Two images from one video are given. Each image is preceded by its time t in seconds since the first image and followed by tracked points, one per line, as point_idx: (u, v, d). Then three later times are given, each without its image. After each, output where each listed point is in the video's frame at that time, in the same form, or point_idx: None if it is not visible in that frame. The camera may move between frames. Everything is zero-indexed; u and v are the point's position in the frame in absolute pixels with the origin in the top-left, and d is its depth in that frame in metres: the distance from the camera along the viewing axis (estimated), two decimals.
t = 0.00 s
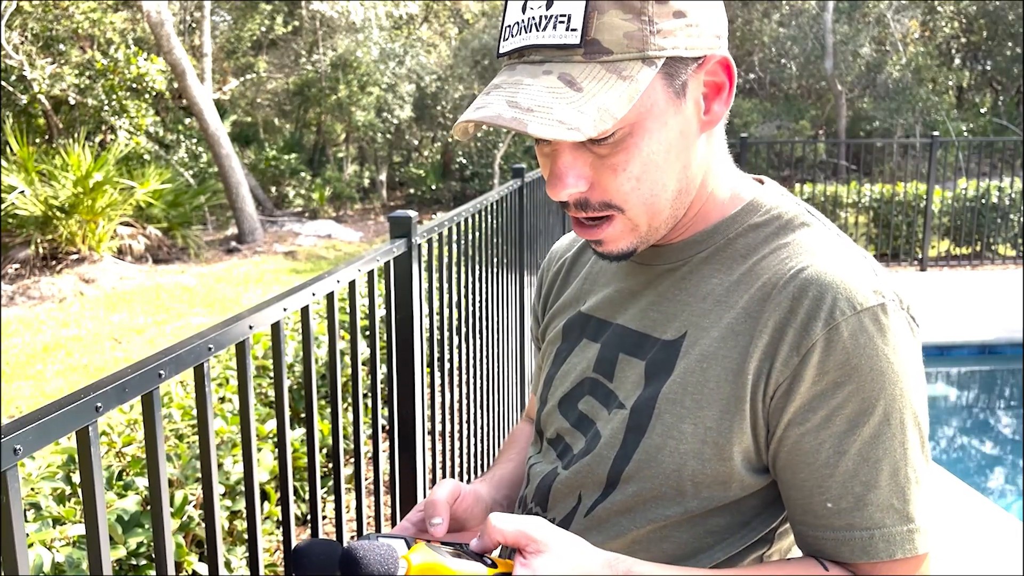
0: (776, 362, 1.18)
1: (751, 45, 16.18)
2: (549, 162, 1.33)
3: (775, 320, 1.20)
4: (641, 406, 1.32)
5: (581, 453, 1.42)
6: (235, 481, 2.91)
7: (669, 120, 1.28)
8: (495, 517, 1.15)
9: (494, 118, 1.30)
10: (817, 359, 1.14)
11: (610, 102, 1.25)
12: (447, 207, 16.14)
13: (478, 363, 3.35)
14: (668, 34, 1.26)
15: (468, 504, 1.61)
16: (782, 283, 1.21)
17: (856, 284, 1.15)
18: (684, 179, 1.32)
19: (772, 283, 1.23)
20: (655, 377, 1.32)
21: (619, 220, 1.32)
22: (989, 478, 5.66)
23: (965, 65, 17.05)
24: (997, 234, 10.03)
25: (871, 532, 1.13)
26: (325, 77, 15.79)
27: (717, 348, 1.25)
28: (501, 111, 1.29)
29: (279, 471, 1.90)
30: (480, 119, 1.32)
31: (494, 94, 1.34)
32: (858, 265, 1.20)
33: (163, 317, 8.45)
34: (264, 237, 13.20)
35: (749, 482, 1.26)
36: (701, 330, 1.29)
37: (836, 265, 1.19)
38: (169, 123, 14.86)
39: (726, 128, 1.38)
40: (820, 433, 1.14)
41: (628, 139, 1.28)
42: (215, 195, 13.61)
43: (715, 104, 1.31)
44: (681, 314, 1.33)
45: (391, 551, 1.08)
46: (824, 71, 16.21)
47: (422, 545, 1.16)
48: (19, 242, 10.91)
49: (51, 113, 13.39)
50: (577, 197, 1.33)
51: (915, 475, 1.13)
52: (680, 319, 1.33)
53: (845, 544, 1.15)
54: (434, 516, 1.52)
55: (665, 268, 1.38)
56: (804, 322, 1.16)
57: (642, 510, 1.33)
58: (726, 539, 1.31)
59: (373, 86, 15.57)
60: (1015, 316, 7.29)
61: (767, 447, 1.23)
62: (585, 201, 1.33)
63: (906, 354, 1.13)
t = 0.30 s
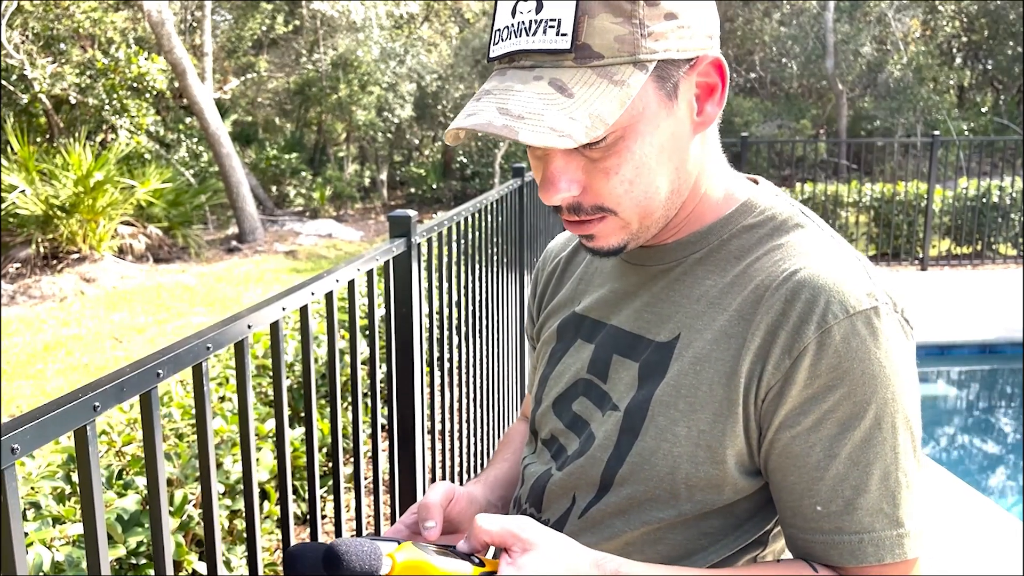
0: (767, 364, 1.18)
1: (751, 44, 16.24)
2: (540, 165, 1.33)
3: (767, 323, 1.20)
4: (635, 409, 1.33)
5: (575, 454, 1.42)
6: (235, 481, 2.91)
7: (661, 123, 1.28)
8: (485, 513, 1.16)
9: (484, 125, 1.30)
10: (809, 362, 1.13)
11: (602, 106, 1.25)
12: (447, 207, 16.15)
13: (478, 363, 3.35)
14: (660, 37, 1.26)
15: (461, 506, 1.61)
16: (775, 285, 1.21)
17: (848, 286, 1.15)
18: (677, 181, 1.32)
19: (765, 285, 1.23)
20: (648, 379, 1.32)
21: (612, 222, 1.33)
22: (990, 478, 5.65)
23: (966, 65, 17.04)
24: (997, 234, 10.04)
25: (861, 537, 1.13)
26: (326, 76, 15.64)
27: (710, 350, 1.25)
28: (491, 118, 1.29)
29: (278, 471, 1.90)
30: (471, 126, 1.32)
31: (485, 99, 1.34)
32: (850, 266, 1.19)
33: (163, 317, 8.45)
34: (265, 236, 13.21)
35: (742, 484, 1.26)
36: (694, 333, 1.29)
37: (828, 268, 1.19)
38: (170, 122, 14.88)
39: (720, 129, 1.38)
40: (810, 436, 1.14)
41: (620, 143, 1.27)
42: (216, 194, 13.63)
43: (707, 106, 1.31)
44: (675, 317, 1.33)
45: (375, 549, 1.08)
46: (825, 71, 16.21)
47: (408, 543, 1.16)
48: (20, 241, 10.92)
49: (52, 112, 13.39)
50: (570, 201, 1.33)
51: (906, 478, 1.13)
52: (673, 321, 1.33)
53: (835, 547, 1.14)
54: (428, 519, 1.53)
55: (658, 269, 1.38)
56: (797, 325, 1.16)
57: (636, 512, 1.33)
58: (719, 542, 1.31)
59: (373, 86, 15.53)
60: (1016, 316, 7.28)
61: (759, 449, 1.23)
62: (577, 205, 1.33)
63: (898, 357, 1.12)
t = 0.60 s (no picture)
0: (764, 366, 1.18)
1: (754, 43, 16.29)
2: (534, 166, 1.33)
3: (764, 324, 1.20)
4: (632, 410, 1.32)
5: (572, 454, 1.42)
6: (235, 480, 2.91)
7: (655, 124, 1.28)
8: (488, 510, 1.16)
9: (474, 128, 1.29)
10: (806, 364, 1.13)
11: (595, 108, 1.25)
12: (449, 205, 16.15)
13: (478, 363, 3.35)
14: (652, 38, 1.26)
15: (456, 503, 1.61)
16: (772, 287, 1.21)
17: (847, 287, 1.15)
18: (671, 181, 1.32)
19: (761, 286, 1.23)
20: (645, 380, 1.32)
21: (607, 223, 1.32)
22: (992, 477, 5.65)
23: (968, 63, 17.02)
24: (1000, 233, 10.04)
25: (858, 540, 1.12)
26: (327, 76, 15.77)
27: (708, 352, 1.25)
28: (481, 121, 1.28)
29: (278, 470, 1.89)
30: (461, 128, 1.32)
31: (475, 101, 1.34)
32: (847, 267, 1.19)
33: (164, 316, 8.46)
34: (266, 235, 13.22)
35: (739, 487, 1.26)
36: (692, 334, 1.29)
37: (825, 269, 1.19)
38: (171, 121, 14.89)
39: (715, 127, 1.38)
40: (808, 438, 1.14)
41: (613, 144, 1.27)
42: (217, 193, 13.66)
43: (701, 106, 1.31)
44: (672, 318, 1.33)
45: (368, 553, 1.08)
46: (827, 70, 16.20)
47: (403, 546, 1.15)
48: (22, 240, 10.94)
49: (54, 111, 13.40)
50: (564, 203, 1.32)
51: (905, 480, 1.12)
52: (670, 322, 1.33)
53: (831, 551, 1.14)
54: (421, 516, 1.52)
55: (655, 270, 1.38)
56: (794, 326, 1.16)
57: (632, 513, 1.33)
58: (716, 543, 1.31)
59: (374, 85, 15.55)
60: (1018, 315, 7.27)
61: (756, 452, 1.22)
62: (571, 207, 1.33)
63: (896, 360, 1.12)
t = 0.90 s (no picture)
0: (764, 365, 1.18)
1: (755, 41, 16.49)
2: (531, 164, 1.32)
3: (764, 323, 1.19)
4: (632, 410, 1.32)
5: (573, 454, 1.42)
6: (236, 480, 2.91)
7: (652, 122, 1.27)
8: (482, 513, 1.15)
9: (471, 126, 1.29)
10: (806, 363, 1.13)
11: (592, 107, 1.25)
12: (450, 205, 16.14)
13: (479, 362, 3.35)
14: (650, 36, 1.26)
15: (455, 505, 1.62)
16: (772, 284, 1.21)
17: (847, 286, 1.15)
18: (669, 179, 1.32)
19: (762, 284, 1.22)
20: (645, 380, 1.32)
21: (605, 220, 1.32)
22: (994, 477, 5.64)
23: (970, 62, 16.97)
24: (1002, 232, 10.02)
25: (859, 541, 1.12)
26: (328, 74, 15.82)
27: (707, 352, 1.25)
28: (478, 119, 1.29)
29: (279, 468, 1.89)
30: (454, 127, 1.32)
31: (469, 99, 1.34)
32: (848, 264, 1.19)
33: (165, 315, 8.46)
34: (268, 234, 13.22)
35: (739, 487, 1.25)
36: (692, 333, 1.28)
37: (825, 267, 1.18)
38: (172, 120, 14.89)
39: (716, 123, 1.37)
40: (807, 438, 1.14)
41: (610, 143, 1.27)
42: (218, 192, 13.67)
43: (700, 104, 1.30)
44: (672, 317, 1.33)
45: (367, 555, 1.07)
46: (828, 68, 16.20)
47: (401, 549, 1.14)
48: (24, 239, 10.97)
49: (55, 111, 13.41)
50: (561, 201, 1.32)
51: (907, 479, 1.12)
52: (670, 321, 1.33)
53: (831, 552, 1.14)
54: (419, 518, 1.54)
55: (655, 269, 1.38)
56: (793, 325, 1.16)
57: (632, 514, 1.33)
58: (716, 543, 1.30)
59: (375, 84, 15.58)
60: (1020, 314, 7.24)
61: (756, 452, 1.22)
62: (569, 204, 1.32)
63: (898, 359, 1.12)
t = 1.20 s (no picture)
0: (768, 366, 1.17)
1: (757, 40, 16.62)
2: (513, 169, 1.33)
3: (768, 323, 1.19)
4: (634, 410, 1.32)
5: (574, 454, 1.41)
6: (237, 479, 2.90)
7: (625, 131, 1.26)
8: (484, 520, 1.15)
9: (431, 138, 1.30)
10: (810, 363, 1.12)
11: (551, 122, 1.25)
12: (452, 203, 16.13)
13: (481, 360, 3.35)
14: (619, 46, 1.24)
15: (448, 499, 1.61)
16: (775, 284, 1.20)
17: (851, 285, 1.14)
18: (652, 185, 1.31)
19: (763, 286, 1.22)
20: (649, 379, 1.31)
21: (584, 226, 1.32)
22: (996, 475, 5.64)
23: (972, 61, 16.94)
24: (1004, 230, 10.01)
25: (863, 542, 1.12)
26: (330, 74, 15.79)
27: (710, 352, 1.24)
28: (438, 131, 1.29)
29: (279, 468, 1.89)
30: (421, 138, 1.34)
31: (441, 108, 1.35)
32: (853, 264, 1.18)
33: (167, 314, 8.47)
34: (270, 233, 13.22)
35: (743, 487, 1.25)
36: (694, 332, 1.28)
37: (829, 267, 1.18)
38: (174, 120, 14.90)
39: (707, 124, 1.36)
40: (811, 439, 1.13)
41: (583, 151, 1.27)
42: (219, 192, 13.66)
43: (679, 112, 1.28)
44: (675, 316, 1.32)
45: (365, 560, 1.08)
46: (830, 66, 16.23)
47: (399, 555, 1.14)
48: (25, 239, 10.98)
49: (57, 110, 13.40)
50: (539, 207, 1.33)
51: (911, 481, 1.12)
52: (673, 320, 1.32)
53: (836, 553, 1.14)
54: (411, 514, 1.55)
55: (656, 267, 1.38)
56: (797, 325, 1.15)
57: (635, 513, 1.32)
58: (719, 542, 1.30)
59: (377, 83, 15.62)
60: None
61: (761, 451, 1.22)
62: (549, 209, 1.32)
63: (903, 360, 1.11)
